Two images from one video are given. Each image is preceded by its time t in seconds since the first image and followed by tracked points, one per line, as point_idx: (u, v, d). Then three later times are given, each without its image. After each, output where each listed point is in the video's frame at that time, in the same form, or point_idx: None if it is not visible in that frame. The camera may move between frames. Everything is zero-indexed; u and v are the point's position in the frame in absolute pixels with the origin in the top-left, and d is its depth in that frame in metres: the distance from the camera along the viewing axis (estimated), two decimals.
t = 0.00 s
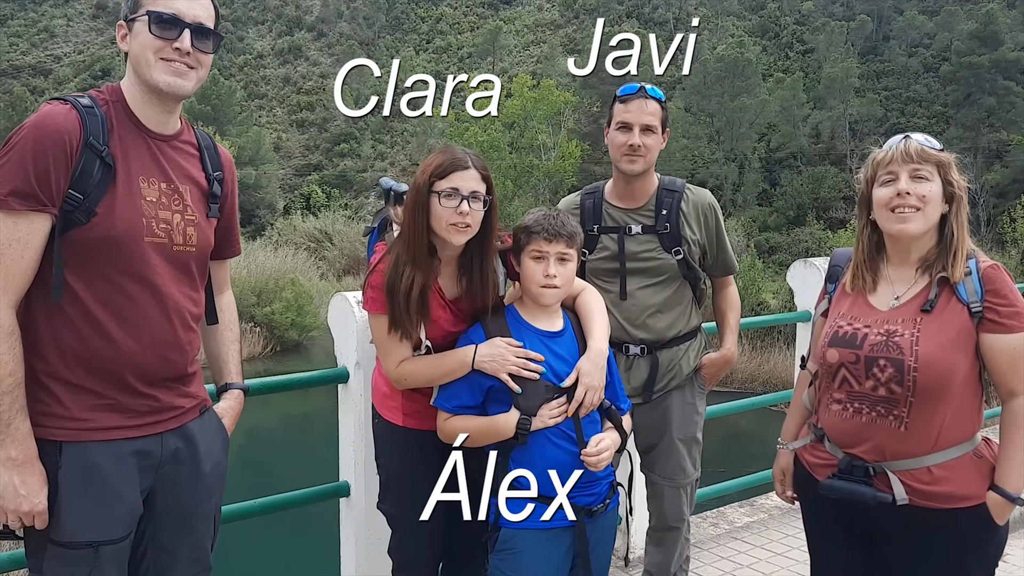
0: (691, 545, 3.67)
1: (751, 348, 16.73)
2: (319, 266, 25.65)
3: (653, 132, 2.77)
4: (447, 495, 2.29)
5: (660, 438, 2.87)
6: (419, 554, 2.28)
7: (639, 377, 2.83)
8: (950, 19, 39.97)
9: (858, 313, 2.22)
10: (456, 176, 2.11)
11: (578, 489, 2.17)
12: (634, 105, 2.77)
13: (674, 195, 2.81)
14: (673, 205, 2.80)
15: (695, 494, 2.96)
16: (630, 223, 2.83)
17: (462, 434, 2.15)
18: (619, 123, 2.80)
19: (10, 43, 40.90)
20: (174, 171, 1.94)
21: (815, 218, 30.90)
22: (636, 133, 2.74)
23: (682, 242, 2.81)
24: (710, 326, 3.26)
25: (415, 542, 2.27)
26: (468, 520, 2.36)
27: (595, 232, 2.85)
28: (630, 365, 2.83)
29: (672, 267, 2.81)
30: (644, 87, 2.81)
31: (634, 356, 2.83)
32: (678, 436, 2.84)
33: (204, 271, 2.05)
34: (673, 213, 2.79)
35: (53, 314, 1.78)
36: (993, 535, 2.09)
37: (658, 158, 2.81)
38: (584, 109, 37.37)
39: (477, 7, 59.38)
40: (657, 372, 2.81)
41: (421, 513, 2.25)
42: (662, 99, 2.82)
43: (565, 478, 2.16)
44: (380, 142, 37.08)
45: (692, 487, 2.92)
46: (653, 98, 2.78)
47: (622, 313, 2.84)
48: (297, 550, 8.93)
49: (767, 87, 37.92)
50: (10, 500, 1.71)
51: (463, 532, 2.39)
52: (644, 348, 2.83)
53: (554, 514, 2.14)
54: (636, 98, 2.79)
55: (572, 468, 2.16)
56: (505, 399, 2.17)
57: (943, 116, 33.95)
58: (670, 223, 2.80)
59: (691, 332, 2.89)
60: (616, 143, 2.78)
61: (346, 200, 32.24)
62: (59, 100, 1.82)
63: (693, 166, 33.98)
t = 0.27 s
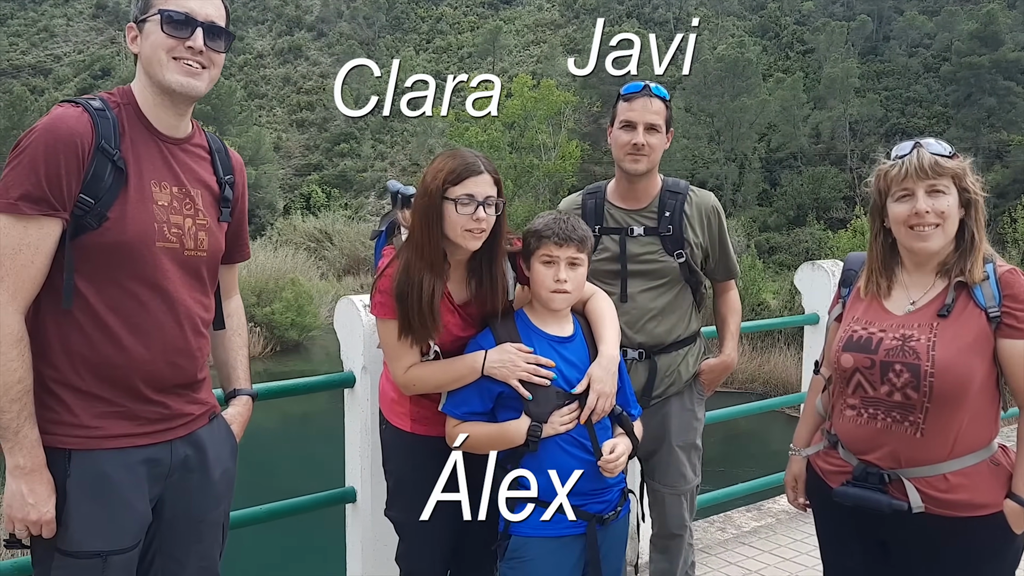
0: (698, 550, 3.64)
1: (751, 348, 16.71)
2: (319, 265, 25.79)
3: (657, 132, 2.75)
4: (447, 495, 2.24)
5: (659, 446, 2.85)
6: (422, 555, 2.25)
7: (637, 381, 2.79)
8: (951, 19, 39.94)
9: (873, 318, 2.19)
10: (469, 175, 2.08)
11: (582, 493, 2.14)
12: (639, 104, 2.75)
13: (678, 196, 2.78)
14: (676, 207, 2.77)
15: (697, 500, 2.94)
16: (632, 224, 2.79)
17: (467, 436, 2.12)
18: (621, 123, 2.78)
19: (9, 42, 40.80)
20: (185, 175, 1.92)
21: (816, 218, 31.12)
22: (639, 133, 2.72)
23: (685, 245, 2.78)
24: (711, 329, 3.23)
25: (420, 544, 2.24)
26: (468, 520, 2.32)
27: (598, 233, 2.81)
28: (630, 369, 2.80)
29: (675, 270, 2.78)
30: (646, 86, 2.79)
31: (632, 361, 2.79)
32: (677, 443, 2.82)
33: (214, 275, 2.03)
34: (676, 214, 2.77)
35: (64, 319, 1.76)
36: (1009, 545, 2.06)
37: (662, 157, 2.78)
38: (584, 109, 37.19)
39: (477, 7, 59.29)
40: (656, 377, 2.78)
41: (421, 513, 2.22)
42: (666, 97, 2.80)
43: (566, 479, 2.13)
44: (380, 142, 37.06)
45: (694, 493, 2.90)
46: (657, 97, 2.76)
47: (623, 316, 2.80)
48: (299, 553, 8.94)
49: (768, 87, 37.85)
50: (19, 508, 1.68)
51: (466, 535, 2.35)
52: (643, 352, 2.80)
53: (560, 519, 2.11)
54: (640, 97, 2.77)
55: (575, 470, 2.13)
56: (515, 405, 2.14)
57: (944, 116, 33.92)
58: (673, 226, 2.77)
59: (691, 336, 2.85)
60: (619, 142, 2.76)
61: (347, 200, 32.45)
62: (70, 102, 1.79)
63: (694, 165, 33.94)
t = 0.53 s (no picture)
0: (703, 555, 3.63)
1: (751, 349, 16.72)
2: (319, 265, 25.77)
3: (653, 130, 2.73)
4: (447, 495, 2.22)
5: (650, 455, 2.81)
6: (424, 558, 2.24)
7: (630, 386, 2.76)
8: (951, 20, 39.93)
9: (880, 324, 2.18)
10: (468, 183, 2.05)
11: (585, 498, 2.12)
12: (633, 102, 2.74)
13: (675, 197, 2.76)
14: (673, 208, 2.74)
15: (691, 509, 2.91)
16: (626, 225, 2.77)
17: (470, 441, 2.11)
18: (616, 121, 2.76)
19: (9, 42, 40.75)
20: (192, 179, 1.91)
21: (816, 218, 31.18)
22: (634, 132, 2.71)
23: (680, 247, 2.75)
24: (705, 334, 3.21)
25: (421, 546, 2.23)
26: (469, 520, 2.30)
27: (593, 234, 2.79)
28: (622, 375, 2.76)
29: (668, 272, 2.75)
30: (643, 83, 2.78)
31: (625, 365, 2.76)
32: (666, 453, 2.78)
33: (221, 281, 2.02)
34: (672, 216, 2.74)
35: (69, 325, 1.75)
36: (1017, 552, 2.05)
37: (657, 157, 2.76)
38: (584, 109, 37.14)
39: (477, 6, 59.26)
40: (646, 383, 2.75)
41: (421, 513, 2.21)
42: (662, 96, 2.79)
43: (566, 480, 2.12)
44: (380, 142, 37.07)
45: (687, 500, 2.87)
46: (652, 95, 2.75)
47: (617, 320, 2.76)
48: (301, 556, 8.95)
49: (768, 87, 37.83)
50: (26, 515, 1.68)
51: (468, 536, 2.33)
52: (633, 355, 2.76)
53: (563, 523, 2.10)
54: (636, 95, 2.76)
55: (577, 472, 2.11)
56: (523, 411, 2.12)
57: (944, 117, 33.90)
58: (668, 227, 2.74)
59: (683, 343, 2.82)
60: (615, 142, 2.75)
61: (346, 200, 32.38)
62: (75, 106, 1.78)
63: (694, 165, 33.95)
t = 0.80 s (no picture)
0: (706, 557, 3.63)
1: (751, 349, 16.70)
2: (319, 265, 25.79)
3: (651, 130, 2.73)
4: (447, 495, 2.21)
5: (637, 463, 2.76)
6: (425, 558, 2.23)
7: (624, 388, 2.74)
8: (951, 20, 39.91)
9: (884, 326, 2.18)
10: (470, 188, 2.03)
11: (588, 501, 2.11)
12: (634, 102, 2.74)
13: (671, 200, 2.74)
14: (668, 209, 2.72)
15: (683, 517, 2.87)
16: (621, 226, 2.77)
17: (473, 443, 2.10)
18: (615, 121, 2.77)
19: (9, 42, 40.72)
20: (197, 181, 1.91)
21: (816, 218, 31.18)
22: (632, 132, 2.71)
23: (673, 249, 2.72)
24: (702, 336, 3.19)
25: (422, 547, 2.22)
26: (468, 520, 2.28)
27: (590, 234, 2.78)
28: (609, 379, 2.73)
29: (662, 274, 2.72)
30: (644, 84, 2.78)
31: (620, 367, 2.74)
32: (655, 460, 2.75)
33: (226, 283, 2.01)
34: (667, 217, 2.72)
35: (75, 328, 1.74)
36: None
37: (656, 158, 2.76)
38: (584, 109, 37.12)
39: (477, 7, 59.23)
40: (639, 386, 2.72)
41: (421, 513, 2.20)
42: (663, 96, 2.79)
43: (566, 479, 2.11)
44: (380, 142, 37.07)
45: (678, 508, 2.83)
46: (653, 95, 2.75)
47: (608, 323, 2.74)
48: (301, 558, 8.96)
49: (768, 87, 37.80)
50: (30, 520, 1.67)
51: (470, 537, 2.32)
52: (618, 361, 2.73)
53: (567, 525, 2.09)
54: (636, 95, 2.76)
55: (578, 473, 2.10)
56: (528, 413, 2.12)
57: (944, 117, 33.88)
58: (662, 228, 2.72)
59: (673, 351, 2.80)
60: (613, 141, 2.74)
61: (346, 200, 32.37)
62: (81, 108, 1.77)
63: (694, 165, 33.94)
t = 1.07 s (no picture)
0: (707, 557, 3.63)
1: (750, 350, 16.72)
2: (319, 266, 25.84)
3: (647, 135, 2.74)
4: (447, 495, 2.21)
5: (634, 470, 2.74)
6: (426, 559, 2.23)
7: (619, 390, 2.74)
8: (951, 20, 39.96)
9: (885, 327, 2.18)
10: (468, 192, 2.03)
11: (588, 503, 2.11)
12: (631, 106, 2.76)
13: (666, 204, 2.73)
14: (662, 213, 2.72)
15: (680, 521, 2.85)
16: (617, 230, 2.77)
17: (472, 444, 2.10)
18: (612, 125, 2.78)
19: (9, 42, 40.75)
20: (199, 184, 1.91)
21: (815, 219, 31.22)
22: (628, 135, 2.72)
23: (668, 253, 2.71)
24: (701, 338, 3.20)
25: (423, 547, 2.22)
26: (469, 519, 2.28)
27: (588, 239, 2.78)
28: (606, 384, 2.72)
29: (656, 278, 2.71)
30: (641, 88, 2.80)
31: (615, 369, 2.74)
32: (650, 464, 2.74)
33: (228, 285, 2.01)
34: (661, 221, 2.72)
35: (77, 329, 1.74)
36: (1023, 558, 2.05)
37: (653, 161, 2.77)
38: (584, 110, 37.16)
39: (477, 7, 59.29)
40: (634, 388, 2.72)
41: (421, 513, 2.21)
42: (660, 102, 2.80)
43: (566, 480, 2.11)
44: (380, 143, 37.12)
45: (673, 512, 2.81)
46: (650, 100, 2.77)
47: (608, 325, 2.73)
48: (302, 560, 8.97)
49: (768, 88, 37.84)
50: (31, 521, 1.67)
51: (472, 536, 2.32)
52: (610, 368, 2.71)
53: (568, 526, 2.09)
54: (634, 98, 2.77)
55: (577, 473, 2.10)
56: (528, 415, 2.12)
57: (944, 118, 33.87)
58: (656, 233, 2.72)
59: (669, 357, 2.79)
60: (607, 145, 2.76)
61: (346, 201, 32.44)
62: (84, 109, 1.77)
63: (694, 166, 33.95)
